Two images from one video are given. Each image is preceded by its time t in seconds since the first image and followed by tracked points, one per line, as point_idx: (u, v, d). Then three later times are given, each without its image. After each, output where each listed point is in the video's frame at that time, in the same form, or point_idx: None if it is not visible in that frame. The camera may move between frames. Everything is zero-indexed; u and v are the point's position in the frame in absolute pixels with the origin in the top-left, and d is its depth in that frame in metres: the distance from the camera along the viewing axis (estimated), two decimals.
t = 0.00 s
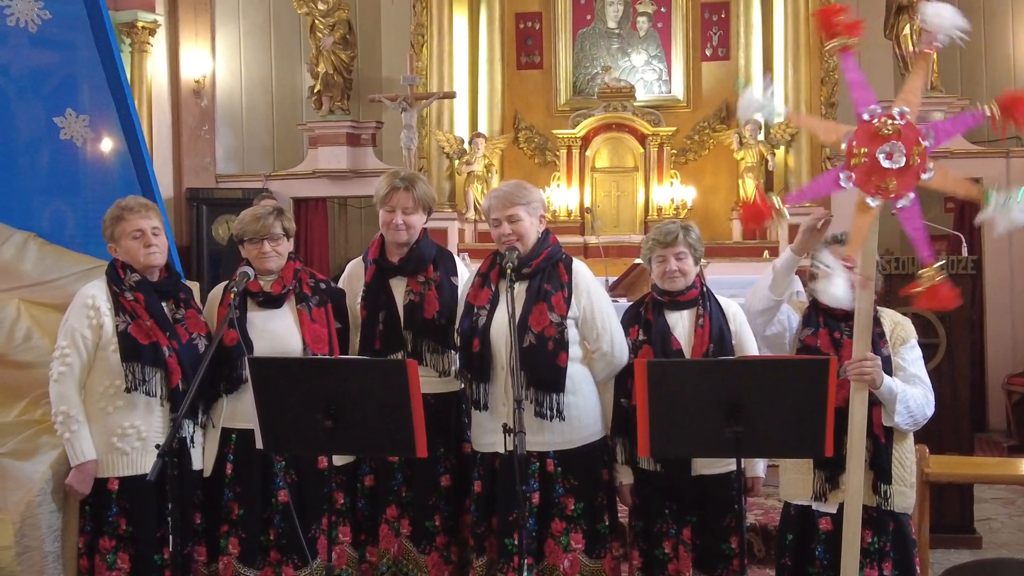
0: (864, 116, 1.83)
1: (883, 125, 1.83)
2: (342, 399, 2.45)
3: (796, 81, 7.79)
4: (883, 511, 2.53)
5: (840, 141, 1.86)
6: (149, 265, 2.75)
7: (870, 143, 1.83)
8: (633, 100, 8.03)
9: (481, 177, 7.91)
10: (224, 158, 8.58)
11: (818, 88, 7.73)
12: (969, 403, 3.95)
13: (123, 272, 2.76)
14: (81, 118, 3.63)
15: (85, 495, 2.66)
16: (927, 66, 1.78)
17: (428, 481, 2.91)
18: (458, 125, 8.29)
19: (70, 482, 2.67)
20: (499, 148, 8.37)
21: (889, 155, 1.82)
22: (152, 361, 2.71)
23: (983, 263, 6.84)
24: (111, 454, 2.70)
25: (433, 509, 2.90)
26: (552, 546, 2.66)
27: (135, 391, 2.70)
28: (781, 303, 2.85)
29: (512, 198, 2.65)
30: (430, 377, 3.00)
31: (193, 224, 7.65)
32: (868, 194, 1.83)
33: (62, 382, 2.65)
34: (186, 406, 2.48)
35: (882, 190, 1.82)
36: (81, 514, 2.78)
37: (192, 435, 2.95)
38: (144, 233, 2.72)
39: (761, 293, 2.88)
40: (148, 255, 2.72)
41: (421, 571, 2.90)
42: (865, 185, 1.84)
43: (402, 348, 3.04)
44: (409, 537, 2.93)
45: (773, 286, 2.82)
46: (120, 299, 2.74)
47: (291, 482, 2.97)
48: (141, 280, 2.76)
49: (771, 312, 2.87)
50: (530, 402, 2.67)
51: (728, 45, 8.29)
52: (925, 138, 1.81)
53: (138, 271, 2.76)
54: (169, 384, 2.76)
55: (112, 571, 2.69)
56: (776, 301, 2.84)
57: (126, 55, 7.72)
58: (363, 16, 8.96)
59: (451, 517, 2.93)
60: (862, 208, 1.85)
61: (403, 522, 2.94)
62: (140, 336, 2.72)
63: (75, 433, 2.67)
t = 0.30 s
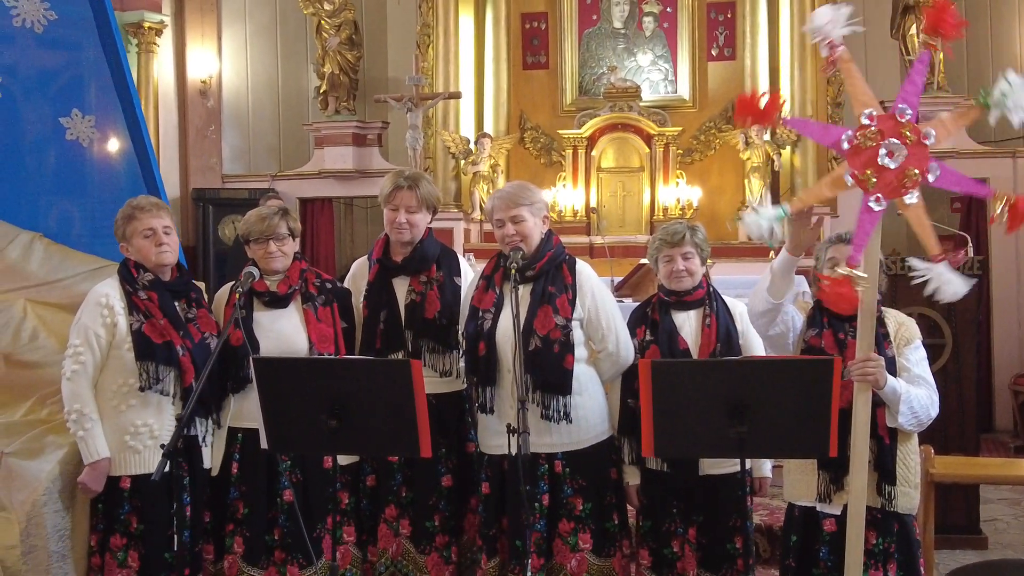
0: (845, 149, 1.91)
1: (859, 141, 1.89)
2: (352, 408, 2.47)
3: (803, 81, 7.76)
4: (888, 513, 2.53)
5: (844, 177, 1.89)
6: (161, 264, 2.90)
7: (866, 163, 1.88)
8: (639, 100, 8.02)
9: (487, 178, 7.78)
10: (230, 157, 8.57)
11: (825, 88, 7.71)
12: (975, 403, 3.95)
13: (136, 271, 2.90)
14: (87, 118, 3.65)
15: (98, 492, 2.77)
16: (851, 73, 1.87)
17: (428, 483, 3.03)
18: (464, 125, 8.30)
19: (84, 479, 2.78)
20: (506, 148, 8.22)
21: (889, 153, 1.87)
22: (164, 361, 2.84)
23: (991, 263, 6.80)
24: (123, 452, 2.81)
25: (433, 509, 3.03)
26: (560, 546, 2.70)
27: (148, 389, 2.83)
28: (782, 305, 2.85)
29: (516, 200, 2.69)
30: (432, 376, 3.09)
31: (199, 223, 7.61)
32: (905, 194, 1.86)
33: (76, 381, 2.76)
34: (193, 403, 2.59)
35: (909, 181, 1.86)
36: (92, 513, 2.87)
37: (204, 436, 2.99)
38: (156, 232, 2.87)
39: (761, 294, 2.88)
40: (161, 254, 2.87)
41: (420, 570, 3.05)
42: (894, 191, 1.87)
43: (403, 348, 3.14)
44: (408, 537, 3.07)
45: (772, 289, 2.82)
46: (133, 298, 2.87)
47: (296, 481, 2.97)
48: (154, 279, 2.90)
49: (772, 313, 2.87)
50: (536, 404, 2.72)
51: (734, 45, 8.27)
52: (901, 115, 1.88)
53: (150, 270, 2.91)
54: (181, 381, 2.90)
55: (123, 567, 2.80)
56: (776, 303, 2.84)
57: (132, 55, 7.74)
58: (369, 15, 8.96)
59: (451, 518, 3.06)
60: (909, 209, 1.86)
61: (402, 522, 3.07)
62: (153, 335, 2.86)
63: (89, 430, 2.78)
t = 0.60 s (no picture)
0: (867, 172, 1.83)
1: (876, 154, 1.82)
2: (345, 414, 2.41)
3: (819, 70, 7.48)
4: (906, 521, 2.43)
5: (883, 195, 1.82)
6: (159, 262, 2.87)
7: (893, 171, 1.80)
8: (648, 94, 7.94)
9: (490, 174, 7.88)
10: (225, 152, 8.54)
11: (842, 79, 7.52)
12: (996, 409, 3.83)
13: (131, 271, 2.86)
14: (77, 113, 3.54)
15: (95, 499, 2.74)
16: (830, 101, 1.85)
17: (428, 489, 2.94)
18: (467, 119, 8.15)
19: (80, 484, 2.75)
20: (511, 142, 8.30)
21: (908, 150, 1.79)
22: (161, 362, 2.82)
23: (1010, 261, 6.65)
24: (118, 457, 2.78)
25: (434, 517, 2.93)
26: (566, 553, 2.65)
27: (145, 392, 2.80)
28: (795, 307, 2.70)
29: (522, 195, 2.63)
30: (434, 379, 3.02)
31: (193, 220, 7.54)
32: (945, 175, 1.78)
33: (69, 382, 2.71)
34: (188, 407, 2.57)
35: (941, 159, 1.78)
36: (86, 520, 2.83)
37: (201, 438, 2.92)
38: (151, 229, 2.84)
39: (773, 296, 2.73)
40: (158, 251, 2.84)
41: None
42: (933, 181, 1.78)
43: (404, 351, 3.04)
44: (406, 546, 2.97)
45: (784, 290, 2.67)
46: (128, 296, 2.83)
47: (295, 488, 2.91)
48: (149, 279, 2.85)
49: (785, 315, 2.72)
50: (542, 408, 2.65)
51: (747, 36, 8.18)
52: (896, 111, 1.81)
53: (146, 269, 2.88)
54: (178, 384, 2.87)
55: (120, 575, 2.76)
56: (788, 306, 2.69)
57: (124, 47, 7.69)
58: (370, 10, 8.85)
59: (452, 527, 2.95)
60: (954, 186, 1.78)
61: (400, 529, 2.98)
62: (149, 335, 2.83)
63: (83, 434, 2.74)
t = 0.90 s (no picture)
0: (925, 174, 1.92)
1: (929, 152, 1.91)
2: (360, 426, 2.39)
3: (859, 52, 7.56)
4: (960, 550, 2.27)
5: (949, 190, 1.91)
6: (122, 255, 2.62)
7: (953, 163, 1.89)
8: (669, 70, 7.80)
9: (492, 160, 7.55)
10: (194, 136, 8.48)
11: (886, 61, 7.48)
12: None
13: (92, 267, 2.60)
14: (29, 94, 3.83)
15: (51, 524, 2.50)
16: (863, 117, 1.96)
17: (425, 512, 2.64)
18: (465, 100, 7.92)
19: (33, 508, 2.51)
20: (514, 125, 8.02)
21: (961, 136, 1.88)
22: (125, 371, 2.56)
23: None
24: (77, 477, 2.54)
25: (431, 544, 2.64)
26: None
27: (106, 404, 2.54)
28: (841, 306, 2.39)
29: (535, 180, 2.51)
30: (429, 389, 2.70)
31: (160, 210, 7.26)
32: (1009, 144, 1.87)
33: (23, 393, 2.48)
34: (152, 420, 2.29)
35: (1000, 131, 1.88)
36: (40, 545, 2.61)
37: (169, 457, 2.64)
38: (112, 219, 2.60)
39: (814, 294, 2.42)
40: (119, 242, 2.60)
41: None
42: (995, 156, 1.88)
43: (396, 358, 2.72)
44: None
45: (827, 288, 2.36)
46: (89, 297, 2.58)
47: (273, 511, 2.64)
48: (113, 276, 2.61)
49: (830, 316, 2.40)
50: (551, 419, 2.50)
51: (780, 7, 8.00)
52: (932, 99, 1.90)
53: (109, 265, 2.63)
54: (145, 396, 2.60)
55: None
56: (834, 306, 2.38)
57: (82, 21, 7.53)
58: None
59: (452, 554, 2.69)
60: (1022, 152, 1.86)
61: (397, 558, 2.65)
62: (112, 341, 2.57)
63: (38, 452, 2.50)
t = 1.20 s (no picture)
0: None
1: None
2: (340, 451, 1.98)
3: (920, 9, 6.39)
4: None
5: None
6: (55, 251, 2.20)
7: None
8: (702, 30, 6.69)
9: (493, 136, 6.56)
10: (143, 108, 7.49)
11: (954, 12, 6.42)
12: None
13: (21, 264, 2.20)
14: None
15: None
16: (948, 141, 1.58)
17: (416, 552, 2.24)
18: (462, 67, 6.84)
19: None
20: (519, 96, 6.91)
21: None
22: (57, 388, 2.15)
23: None
24: None
25: None
26: None
27: (34, 427, 2.14)
28: (908, 323, 2.02)
29: (549, 159, 2.10)
30: (420, 408, 2.28)
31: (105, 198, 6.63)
32: None
33: None
34: (85, 448, 1.85)
35: None
36: None
37: (109, 489, 2.21)
38: (47, 208, 2.19)
39: (877, 307, 2.03)
40: (53, 236, 2.18)
41: None
42: None
43: (382, 371, 2.28)
44: None
45: (897, 299, 1.98)
46: (17, 300, 2.18)
47: (236, 551, 2.21)
48: (45, 273, 2.20)
49: (895, 333, 2.02)
50: (564, 443, 2.08)
51: None
52: (1006, 85, 1.60)
53: (40, 262, 2.21)
54: (81, 418, 2.19)
55: None
56: (902, 321, 2.00)
57: None
58: None
59: None
60: None
61: None
62: (42, 351, 2.17)
63: None
